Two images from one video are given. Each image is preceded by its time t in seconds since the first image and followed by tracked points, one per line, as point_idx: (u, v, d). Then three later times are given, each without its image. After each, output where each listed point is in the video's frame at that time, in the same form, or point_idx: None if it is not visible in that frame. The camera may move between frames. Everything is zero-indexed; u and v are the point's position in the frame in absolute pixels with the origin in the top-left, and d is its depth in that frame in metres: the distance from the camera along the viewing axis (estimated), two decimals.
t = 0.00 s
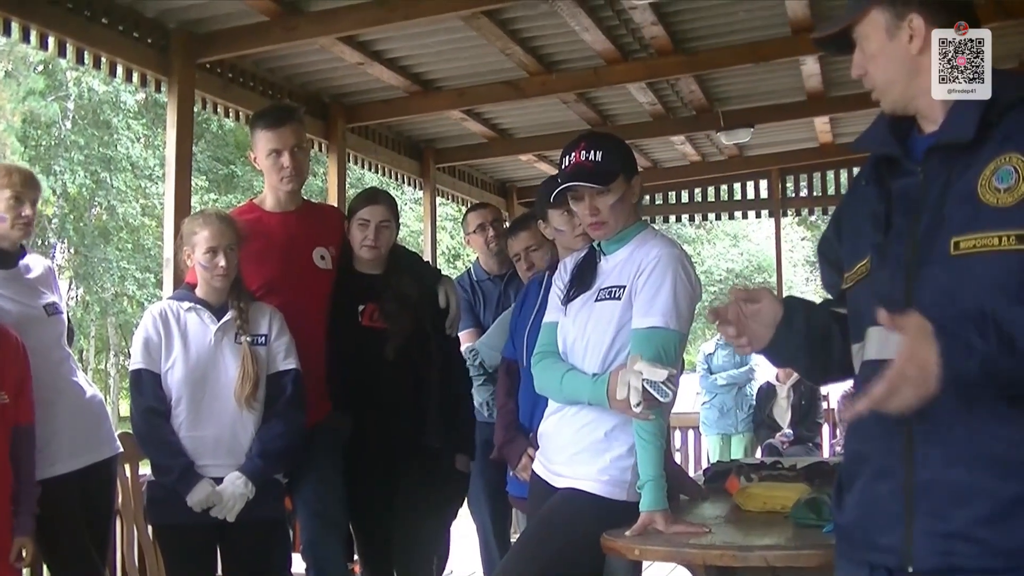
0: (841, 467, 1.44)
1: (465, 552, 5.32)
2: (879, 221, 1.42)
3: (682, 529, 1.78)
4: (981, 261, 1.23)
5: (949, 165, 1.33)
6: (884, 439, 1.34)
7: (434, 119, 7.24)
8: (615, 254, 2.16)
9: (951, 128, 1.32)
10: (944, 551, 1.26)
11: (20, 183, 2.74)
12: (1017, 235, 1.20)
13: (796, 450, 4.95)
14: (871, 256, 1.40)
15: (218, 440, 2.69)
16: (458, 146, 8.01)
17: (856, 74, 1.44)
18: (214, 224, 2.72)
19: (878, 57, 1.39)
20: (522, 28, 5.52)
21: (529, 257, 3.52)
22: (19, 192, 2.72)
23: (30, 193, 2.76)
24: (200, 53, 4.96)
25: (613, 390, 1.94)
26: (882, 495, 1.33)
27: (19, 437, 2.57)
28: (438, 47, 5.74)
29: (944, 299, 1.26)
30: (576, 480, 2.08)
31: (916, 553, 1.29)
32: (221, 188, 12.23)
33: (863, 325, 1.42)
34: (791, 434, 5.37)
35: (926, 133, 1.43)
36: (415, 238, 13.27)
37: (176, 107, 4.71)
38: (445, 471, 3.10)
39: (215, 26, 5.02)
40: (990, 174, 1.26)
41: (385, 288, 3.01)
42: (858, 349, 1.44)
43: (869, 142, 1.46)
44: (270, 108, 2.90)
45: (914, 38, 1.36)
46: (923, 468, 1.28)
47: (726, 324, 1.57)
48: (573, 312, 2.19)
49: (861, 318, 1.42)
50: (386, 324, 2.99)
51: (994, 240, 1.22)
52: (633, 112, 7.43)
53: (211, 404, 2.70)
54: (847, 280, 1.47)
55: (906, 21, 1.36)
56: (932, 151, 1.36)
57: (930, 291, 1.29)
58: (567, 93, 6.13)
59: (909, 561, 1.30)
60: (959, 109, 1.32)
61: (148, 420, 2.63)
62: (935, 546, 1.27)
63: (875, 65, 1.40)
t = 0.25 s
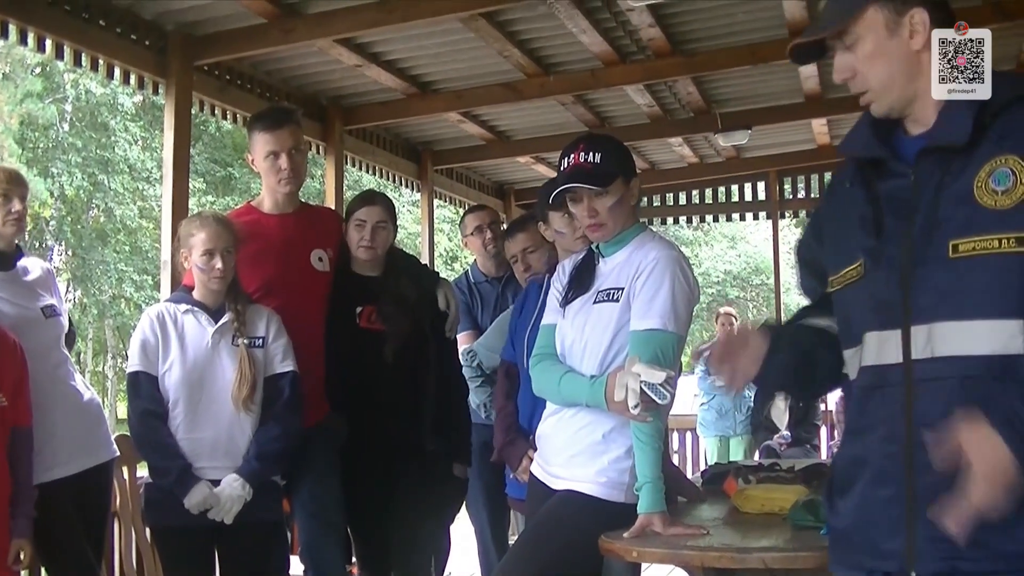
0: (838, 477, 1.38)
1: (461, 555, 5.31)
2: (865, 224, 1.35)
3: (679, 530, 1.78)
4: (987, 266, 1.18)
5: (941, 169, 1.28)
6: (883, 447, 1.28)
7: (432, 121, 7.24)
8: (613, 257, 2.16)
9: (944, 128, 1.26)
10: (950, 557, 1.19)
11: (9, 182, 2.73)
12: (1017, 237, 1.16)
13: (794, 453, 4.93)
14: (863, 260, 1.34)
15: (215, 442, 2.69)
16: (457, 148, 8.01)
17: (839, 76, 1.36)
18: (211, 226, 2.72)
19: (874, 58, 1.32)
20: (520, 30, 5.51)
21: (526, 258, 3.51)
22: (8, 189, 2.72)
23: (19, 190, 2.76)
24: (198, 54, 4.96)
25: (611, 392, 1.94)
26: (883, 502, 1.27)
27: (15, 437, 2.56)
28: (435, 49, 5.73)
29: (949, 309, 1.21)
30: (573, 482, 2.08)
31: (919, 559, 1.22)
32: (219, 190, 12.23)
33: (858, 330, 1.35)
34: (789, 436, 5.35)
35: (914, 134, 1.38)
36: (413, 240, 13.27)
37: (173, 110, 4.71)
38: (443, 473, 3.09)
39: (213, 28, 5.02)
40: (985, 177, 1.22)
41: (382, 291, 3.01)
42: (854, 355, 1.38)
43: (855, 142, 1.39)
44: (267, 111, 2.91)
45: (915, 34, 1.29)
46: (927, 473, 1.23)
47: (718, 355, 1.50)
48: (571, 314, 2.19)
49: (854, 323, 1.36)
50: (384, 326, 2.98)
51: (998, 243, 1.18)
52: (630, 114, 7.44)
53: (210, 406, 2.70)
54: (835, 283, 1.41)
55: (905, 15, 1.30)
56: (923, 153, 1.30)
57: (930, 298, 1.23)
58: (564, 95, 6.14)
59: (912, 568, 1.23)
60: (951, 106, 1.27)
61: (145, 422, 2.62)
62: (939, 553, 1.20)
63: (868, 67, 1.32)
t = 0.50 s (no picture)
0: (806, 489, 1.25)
1: (458, 557, 5.28)
2: (832, 219, 1.23)
3: (678, 531, 1.78)
4: (973, 264, 1.11)
5: (915, 173, 1.18)
6: (876, 453, 1.15)
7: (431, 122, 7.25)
8: (613, 257, 2.16)
9: (918, 125, 1.17)
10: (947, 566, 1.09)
11: (6, 182, 2.74)
12: (998, 234, 1.10)
13: (792, 454, 4.91)
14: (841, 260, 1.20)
15: (213, 443, 2.69)
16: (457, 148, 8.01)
17: (795, 82, 1.23)
18: (208, 227, 2.71)
19: (840, 60, 1.19)
20: (519, 30, 5.51)
21: (525, 260, 3.51)
22: (7, 189, 2.72)
23: (18, 193, 2.76)
24: (198, 54, 4.96)
25: (610, 393, 1.95)
26: (875, 513, 1.16)
27: (15, 438, 2.57)
28: (434, 49, 5.72)
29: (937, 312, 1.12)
30: (571, 483, 2.08)
31: (918, 563, 1.11)
32: (218, 191, 12.24)
33: (825, 335, 1.23)
34: (788, 438, 5.32)
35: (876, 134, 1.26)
36: (412, 242, 13.29)
37: (172, 110, 4.71)
38: (440, 475, 3.08)
39: (212, 29, 5.02)
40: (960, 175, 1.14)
41: (381, 291, 3.01)
42: (836, 365, 1.21)
43: (817, 146, 1.27)
44: (267, 112, 2.91)
45: (877, 34, 1.19)
46: (921, 479, 1.11)
47: (700, 438, 1.24)
48: (570, 315, 2.19)
49: (821, 328, 1.24)
50: (383, 327, 2.97)
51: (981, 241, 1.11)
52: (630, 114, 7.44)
53: (208, 407, 2.70)
54: (795, 286, 1.27)
55: (865, 18, 1.18)
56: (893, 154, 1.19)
57: (917, 299, 1.14)
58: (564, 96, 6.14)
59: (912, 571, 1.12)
60: (921, 105, 1.19)
61: (144, 423, 2.62)
62: (936, 561, 1.10)
63: (830, 71, 1.20)
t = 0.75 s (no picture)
0: (782, 494, 1.25)
1: (458, 557, 5.28)
2: (806, 223, 1.24)
3: (679, 531, 1.78)
4: (954, 255, 1.16)
5: (882, 171, 1.22)
6: (873, 455, 1.15)
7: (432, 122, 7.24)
8: (613, 257, 2.15)
9: (878, 119, 1.22)
10: (946, 553, 1.11)
11: (9, 182, 2.74)
12: (975, 223, 1.16)
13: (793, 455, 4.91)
14: (820, 262, 1.21)
15: (213, 443, 2.68)
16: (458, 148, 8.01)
17: (734, 90, 1.23)
18: (208, 227, 2.71)
19: (780, 65, 1.19)
20: (520, 31, 5.51)
21: (526, 260, 3.51)
22: (9, 190, 2.72)
23: (20, 193, 2.76)
24: (199, 54, 4.96)
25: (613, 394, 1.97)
26: (872, 514, 1.16)
27: (16, 438, 2.57)
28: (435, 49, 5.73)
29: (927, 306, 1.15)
30: (572, 483, 2.09)
31: (917, 559, 1.12)
32: (218, 191, 12.24)
33: (798, 339, 1.24)
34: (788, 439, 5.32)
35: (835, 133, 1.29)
36: (412, 242, 13.28)
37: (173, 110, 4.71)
38: (439, 475, 3.08)
39: (212, 29, 5.03)
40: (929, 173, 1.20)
41: (382, 291, 3.00)
42: (812, 369, 1.21)
43: (771, 149, 1.29)
44: (268, 112, 2.91)
45: (814, 37, 1.21)
46: (915, 474, 1.13)
47: (641, 478, 1.18)
48: (571, 315, 2.19)
49: (791, 330, 1.25)
50: (383, 326, 2.97)
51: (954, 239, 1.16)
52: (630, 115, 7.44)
53: (208, 406, 2.70)
54: (756, 290, 1.28)
55: (802, 21, 1.20)
56: (858, 153, 1.24)
57: (901, 295, 1.17)
58: (565, 96, 6.13)
59: (911, 568, 1.13)
60: (878, 97, 1.24)
61: (144, 423, 2.62)
62: (935, 551, 1.11)
63: (769, 77, 1.20)
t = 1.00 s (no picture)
0: (764, 495, 1.28)
1: (458, 555, 5.28)
2: (779, 221, 1.28)
3: (679, 527, 1.78)
4: (931, 249, 1.19)
5: (855, 166, 1.25)
6: (852, 454, 1.18)
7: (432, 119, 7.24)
8: (614, 254, 2.15)
9: (845, 118, 1.25)
10: (936, 547, 1.14)
11: (10, 180, 2.74)
12: (949, 217, 1.20)
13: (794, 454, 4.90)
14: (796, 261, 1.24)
15: (213, 440, 2.68)
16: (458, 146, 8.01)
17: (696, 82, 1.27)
18: (208, 224, 2.71)
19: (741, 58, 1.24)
20: (520, 28, 5.51)
21: (527, 257, 3.51)
22: (9, 187, 2.73)
23: (21, 191, 2.76)
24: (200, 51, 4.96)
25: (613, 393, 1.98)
26: (858, 512, 1.18)
27: (16, 436, 2.57)
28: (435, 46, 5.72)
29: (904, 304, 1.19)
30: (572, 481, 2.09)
31: (904, 555, 1.15)
32: (219, 189, 12.23)
33: (775, 339, 1.27)
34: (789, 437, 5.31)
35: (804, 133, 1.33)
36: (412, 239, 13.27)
37: (173, 107, 4.71)
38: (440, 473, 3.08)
39: (212, 26, 5.03)
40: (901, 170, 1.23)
41: (382, 290, 2.98)
42: (792, 368, 1.25)
43: (738, 145, 1.32)
44: (268, 108, 2.91)
45: (778, 31, 1.25)
46: (901, 470, 1.16)
47: (623, 490, 1.18)
48: (571, 313, 2.19)
49: (768, 330, 1.28)
50: (384, 324, 2.97)
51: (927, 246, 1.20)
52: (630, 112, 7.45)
53: (208, 403, 2.70)
54: (732, 292, 1.30)
55: (767, 16, 1.25)
56: (829, 149, 1.26)
57: (879, 292, 1.20)
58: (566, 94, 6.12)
59: (899, 565, 1.15)
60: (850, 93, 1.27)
61: (144, 420, 2.62)
62: (924, 546, 1.14)
63: (731, 70, 1.25)
